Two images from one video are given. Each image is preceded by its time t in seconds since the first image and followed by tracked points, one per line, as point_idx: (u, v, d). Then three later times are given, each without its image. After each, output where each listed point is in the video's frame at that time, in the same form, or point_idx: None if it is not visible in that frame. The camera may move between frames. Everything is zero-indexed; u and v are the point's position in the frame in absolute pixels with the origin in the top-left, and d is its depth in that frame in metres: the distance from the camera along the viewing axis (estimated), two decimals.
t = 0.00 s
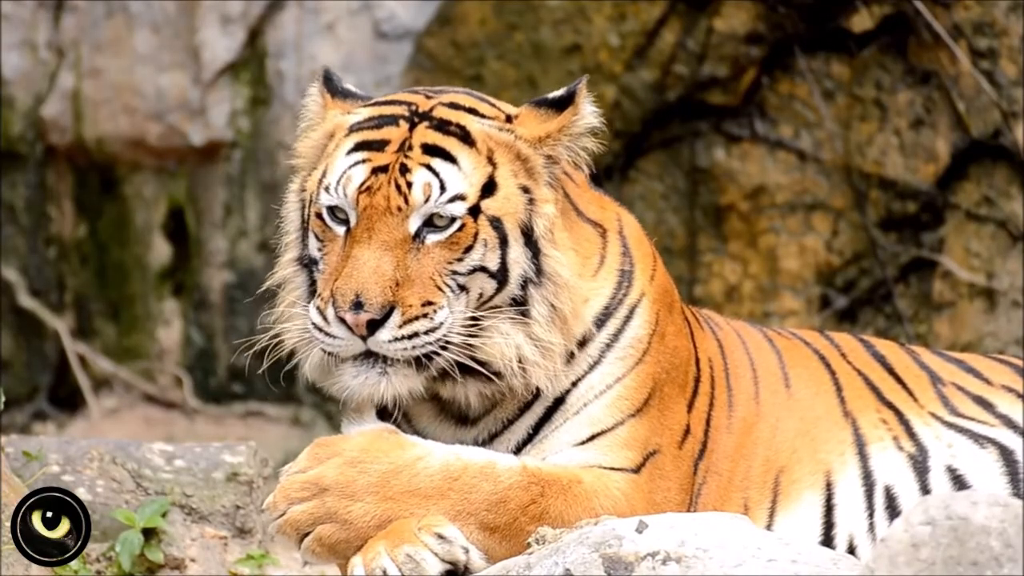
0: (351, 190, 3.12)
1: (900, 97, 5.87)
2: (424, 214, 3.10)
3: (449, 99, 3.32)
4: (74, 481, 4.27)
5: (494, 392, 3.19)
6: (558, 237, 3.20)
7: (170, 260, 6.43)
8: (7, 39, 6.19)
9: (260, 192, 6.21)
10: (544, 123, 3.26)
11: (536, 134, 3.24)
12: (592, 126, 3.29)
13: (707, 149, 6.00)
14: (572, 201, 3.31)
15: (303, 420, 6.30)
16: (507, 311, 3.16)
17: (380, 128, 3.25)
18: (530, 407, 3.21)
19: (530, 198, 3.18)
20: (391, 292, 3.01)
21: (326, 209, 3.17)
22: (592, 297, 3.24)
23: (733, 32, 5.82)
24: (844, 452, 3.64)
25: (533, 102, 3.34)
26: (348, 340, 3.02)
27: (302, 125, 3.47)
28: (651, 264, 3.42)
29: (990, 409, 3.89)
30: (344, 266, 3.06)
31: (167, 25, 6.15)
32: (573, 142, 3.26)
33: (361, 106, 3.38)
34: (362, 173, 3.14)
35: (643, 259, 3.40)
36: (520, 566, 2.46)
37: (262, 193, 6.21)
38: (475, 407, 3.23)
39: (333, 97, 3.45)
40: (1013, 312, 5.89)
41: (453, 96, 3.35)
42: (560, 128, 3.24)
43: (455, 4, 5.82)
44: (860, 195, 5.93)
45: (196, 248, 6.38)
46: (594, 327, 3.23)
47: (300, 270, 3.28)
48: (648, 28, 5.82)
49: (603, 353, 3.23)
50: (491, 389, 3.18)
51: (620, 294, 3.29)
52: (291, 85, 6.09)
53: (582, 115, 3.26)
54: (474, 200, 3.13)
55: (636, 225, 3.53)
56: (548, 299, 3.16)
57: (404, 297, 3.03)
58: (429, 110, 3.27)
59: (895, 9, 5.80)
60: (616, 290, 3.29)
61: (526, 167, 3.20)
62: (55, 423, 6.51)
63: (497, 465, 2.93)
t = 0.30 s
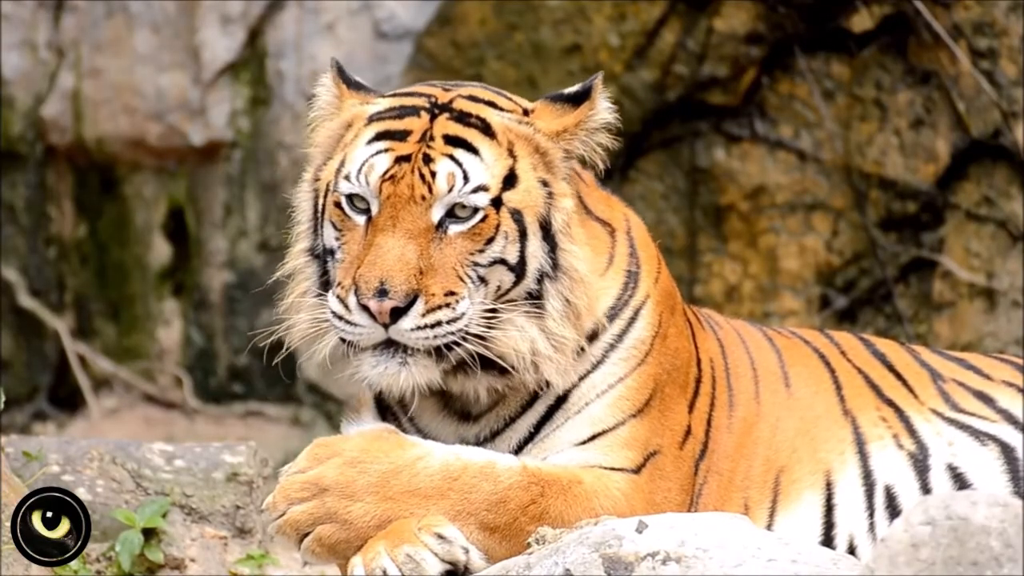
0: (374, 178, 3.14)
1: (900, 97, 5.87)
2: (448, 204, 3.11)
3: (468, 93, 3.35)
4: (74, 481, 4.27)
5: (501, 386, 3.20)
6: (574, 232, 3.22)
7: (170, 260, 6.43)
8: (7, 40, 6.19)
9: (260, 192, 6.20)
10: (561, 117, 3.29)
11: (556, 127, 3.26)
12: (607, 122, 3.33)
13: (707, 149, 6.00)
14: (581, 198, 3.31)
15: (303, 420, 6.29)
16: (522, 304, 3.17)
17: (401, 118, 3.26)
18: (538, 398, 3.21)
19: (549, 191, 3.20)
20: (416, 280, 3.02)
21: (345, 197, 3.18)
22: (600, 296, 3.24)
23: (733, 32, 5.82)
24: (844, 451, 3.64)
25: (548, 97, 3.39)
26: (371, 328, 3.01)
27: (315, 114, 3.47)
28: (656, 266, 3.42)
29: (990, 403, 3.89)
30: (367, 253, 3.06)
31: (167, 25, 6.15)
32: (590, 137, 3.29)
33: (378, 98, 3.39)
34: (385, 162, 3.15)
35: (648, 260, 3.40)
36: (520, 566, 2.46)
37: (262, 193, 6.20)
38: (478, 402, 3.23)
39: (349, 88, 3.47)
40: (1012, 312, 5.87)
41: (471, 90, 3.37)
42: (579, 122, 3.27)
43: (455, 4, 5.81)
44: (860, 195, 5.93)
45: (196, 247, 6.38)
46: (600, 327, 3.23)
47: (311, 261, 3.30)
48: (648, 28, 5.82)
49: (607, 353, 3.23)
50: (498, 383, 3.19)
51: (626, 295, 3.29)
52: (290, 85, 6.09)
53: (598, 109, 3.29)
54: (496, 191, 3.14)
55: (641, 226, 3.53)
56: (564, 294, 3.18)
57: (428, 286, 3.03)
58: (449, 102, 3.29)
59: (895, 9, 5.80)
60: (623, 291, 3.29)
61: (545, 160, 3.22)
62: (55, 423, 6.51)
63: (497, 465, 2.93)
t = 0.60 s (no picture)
0: (385, 175, 3.14)
1: (900, 97, 5.87)
2: (460, 201, 3.12)
3: (476, 90, 3.35)
4: (74, 481, 4.27)
5: (507, 383, 3.20)
6: (584, 230, 3.23)
7: (170, 260, 6.43)
8: (7, 39, 6.19)
9: (260, 192, 6.20)
10: (570, 115, 3.31)
11: (567, 125, 3.28)
12: (615, 121, 3.36)
13: (707, 149, 6.01)
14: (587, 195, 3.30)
15: (303, 420, 6.29)
16: (530, 301, 3.17)
17: (410, 116, 3.27)
18: (541, 395, 3.21)
19: (559, 189, 3.21)
20: (428, 277, 3.02)
21: (356, 194, 3.19)
22: (606, 296, 3.24)
23: (733, 32, 5.82)
24: (845, 451, 3.64)
25: (557, 96, 3.41)
26: (382, 324, 3.01)
27: (320, 111, 3.45)
28: (659, 267, 3.42)
29: (990, 401, 3.89)
30: (379, 250, 3.06)
31: (167, 25, 6.15)
32: (599, 135, 3.31)
33: (385, 95, 3.39)
34: (396, 159, 3.15)
35: (652, 261, 3.40)
36: (520, 566, 2.46)
37: (262, 194, 6.20)
38: (481, 401, 3.24)
39: (354, 85, 3.46)
40: (1013, 312, 5.89)
41: (479, 87, 3.37)
42: (588, 121, 3.29)
43: (455, 4, 5.81)
44: (860, 195, 5.93)
45: (196, 247, 6.38)
46: (604, 328, 3.23)
47: (318, 258, 3.31)
48: (649, 28, 5.81)
49: (610, 352, 3.23)
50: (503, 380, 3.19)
51: (631, 296, 3.29)
52: (290, 85, 6.09)
53: (606, 109, 3.32)
54: (508, 189, 3.15)
55: (644, 226, 3.53)
56: (572, 292, 3.19)
57: (441, 283, 3.04)
58: (458, 99, 3.30)
59: (896, 9, 5.80)
60: (628, 292, 3.29)
61: (555, 159, 3.24)
62: (54, 423, 6.51)
63: (497, 465, 2.93)
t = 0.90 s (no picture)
0: (385, 176, 3.14)
1: (900, 97, 5.87)
2: (460, 201, 3.12)
3: (477, 89, 3.35)
4: (74, 481, 4.27)
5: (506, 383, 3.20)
6: (584, 229, 3.23)
7: (170, 260, 6.43)
8: (7, 40, 6.18)
9: (260, 192, 6.21)
10: (571, 115, 3.31)
11: (568, 125, 3.28)
12: (615, 121, 3.36)
13: (707, 149, 6.01)
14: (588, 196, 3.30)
15: (303, 420, 6.29)
16: (530, 301, 3.17)
17: (410, 116, 3.26)
18: (541, 395, 3.21)
19: (560, 189, 3.21)
20: (429, 277, 3.02)
21: (356, 194, 3.19)
22: (607, 296, 3.24)
23: (733, 32, 5.82)
24: (845, 451, 3.64)
25: (557, 96, 3.41)
26: (383, 324, 3.01)
27: (320, 111, 3.45)
28: (659, 268, 3.42)
29: (990, 408, 3.89)
30: (380, 250, 3.06)
31: (167, 25, 6.15)
32: (599, 135, 3.32)
33: (385, 95, 3.39)
34: (396, 160, 3.15)
35: (652, 261, 3.40)
36: (520, 566, 2.46)
37: (262, 194, 6.21)
38: (480, 400, 3.24)
39: (353, 87, 3.45)
40: (1013, 312, 5.89)
41: (480, 87, 3.37)
42: (588, 121, 3.30)
43: (455, 4, 5.80)
44: (860, 195, 5.93)
45: (196, 247, 6.38)
46: (605, 327, 3.23)
47: (319, 259, 3.31)
48: (649, 28, 5.81)
49: (610, 352, 3.23)
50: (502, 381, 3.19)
51: (631, 296, 3.29)
52: (290, 85, 6.09)
53: (606, 109, 3.32)
54: (508, 189, 3.16)
55: (643, 226, 3.53)
56: (572, 292, 3.19)
57: (442, 284, 3.04)
58: (458, 99, 3.30)
59: (895, 9, 5.80)
60: (628, 292, 3.29)
61: (556, 159, 3.24)
62: (54, 423, 6.50)
63: (497, 465, 2.93)
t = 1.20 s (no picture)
0: (385, 176, 3.13)
1: (900, 97, 5.87)
2: (460, 201, 3.12)
3: (477, 89, 3.35)
4: (74, 481, 4.27)
5: (506, 382, 3.20)
6: (584, 229, 3.23)
7: (170, 260, 6.44)
8: (7, 39, 6.18)
9: (260, 192, 6.21)
10: (570, 114, 3.31)
11: (568, 125, 3.28)
12: (614, 120, 3.36)
13: (707, 149, 6.01)
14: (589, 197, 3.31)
15: (303, 420, 6.29)
16: (530, 301, 3.18)
17: (411, 116, 3.26)
18: (541, 394, 3.21)
19: (559, 189, 3.22)
20: (430, 277, 3.02)
21: (356, 194, 3.19)
22: (607, 295, 3.24)
23: (733, 32, 5.83)
24: (844, 452, 3.64)
25: (556, 95, 3.41)
26: (383, 325, 3.01)
27: (319, 111, 3.44)
28: (659, 268, 3.42)
29: (988, 412, 3.90)
30: (380, 250, 3.06)
31: (167, 25, 6.15)
32: (599, 135, 3.32)
33: (385, 96, 3.39)
34: (396, 160, 3.15)
35: (652, 261, 3.40)
36: (520, 566, 2.46)
37: (262, 194, 6.21)
38: (480, 399, 3.24)
39: (352, 87, 3.45)
40: (1012, 312, 5.87)
41: (480, 87, 3.37)
42: (588, 120, 3.30)
43: (455, 4, 5.79)
44: (860, 195, 5.94)
45: (196, 247, 6.38)
46: (605, 327, 3.22)
47: (319, 259, 3.31)
48: (648, 28, 5.81)
49: (610, 352, 3.23)
50: (502, 380, 3.20)
51: (631, 296, 3.28)
52: (290, 84, 6.09)
53: (605, 108, 3.32)
54: (509, 188, 3.16)
55: (643, 225, 3.53)
56: (573, 292, 3.19)
57: (443, 283, 3.04)
58: (458, 99, 3.29)
59: (895, 9, 5.80)
60: (628, 292, 3.28)
61: (556, 159, 3.25)
62: (54, 423, 6.50)
63: (496, 465, 2.93)
